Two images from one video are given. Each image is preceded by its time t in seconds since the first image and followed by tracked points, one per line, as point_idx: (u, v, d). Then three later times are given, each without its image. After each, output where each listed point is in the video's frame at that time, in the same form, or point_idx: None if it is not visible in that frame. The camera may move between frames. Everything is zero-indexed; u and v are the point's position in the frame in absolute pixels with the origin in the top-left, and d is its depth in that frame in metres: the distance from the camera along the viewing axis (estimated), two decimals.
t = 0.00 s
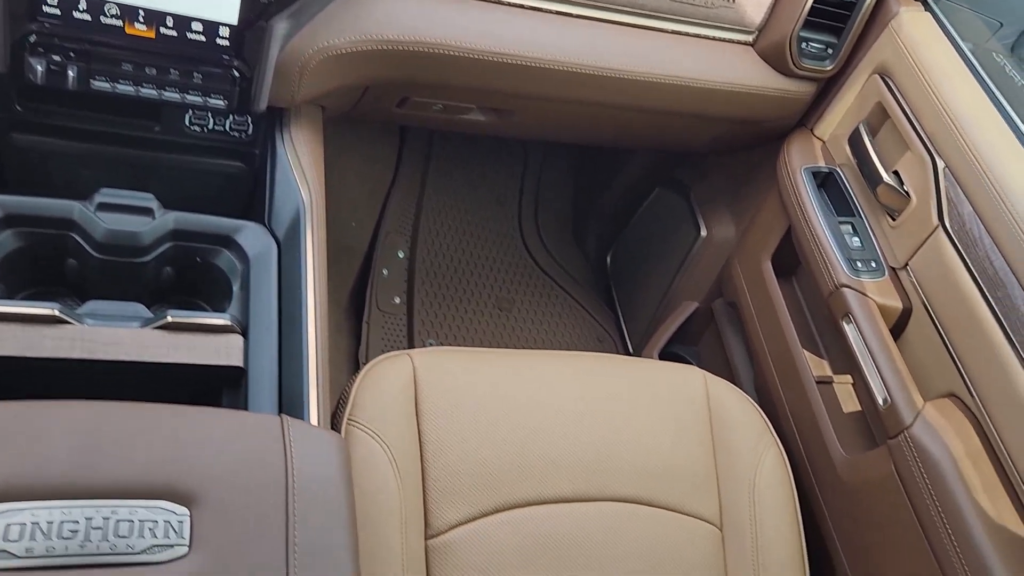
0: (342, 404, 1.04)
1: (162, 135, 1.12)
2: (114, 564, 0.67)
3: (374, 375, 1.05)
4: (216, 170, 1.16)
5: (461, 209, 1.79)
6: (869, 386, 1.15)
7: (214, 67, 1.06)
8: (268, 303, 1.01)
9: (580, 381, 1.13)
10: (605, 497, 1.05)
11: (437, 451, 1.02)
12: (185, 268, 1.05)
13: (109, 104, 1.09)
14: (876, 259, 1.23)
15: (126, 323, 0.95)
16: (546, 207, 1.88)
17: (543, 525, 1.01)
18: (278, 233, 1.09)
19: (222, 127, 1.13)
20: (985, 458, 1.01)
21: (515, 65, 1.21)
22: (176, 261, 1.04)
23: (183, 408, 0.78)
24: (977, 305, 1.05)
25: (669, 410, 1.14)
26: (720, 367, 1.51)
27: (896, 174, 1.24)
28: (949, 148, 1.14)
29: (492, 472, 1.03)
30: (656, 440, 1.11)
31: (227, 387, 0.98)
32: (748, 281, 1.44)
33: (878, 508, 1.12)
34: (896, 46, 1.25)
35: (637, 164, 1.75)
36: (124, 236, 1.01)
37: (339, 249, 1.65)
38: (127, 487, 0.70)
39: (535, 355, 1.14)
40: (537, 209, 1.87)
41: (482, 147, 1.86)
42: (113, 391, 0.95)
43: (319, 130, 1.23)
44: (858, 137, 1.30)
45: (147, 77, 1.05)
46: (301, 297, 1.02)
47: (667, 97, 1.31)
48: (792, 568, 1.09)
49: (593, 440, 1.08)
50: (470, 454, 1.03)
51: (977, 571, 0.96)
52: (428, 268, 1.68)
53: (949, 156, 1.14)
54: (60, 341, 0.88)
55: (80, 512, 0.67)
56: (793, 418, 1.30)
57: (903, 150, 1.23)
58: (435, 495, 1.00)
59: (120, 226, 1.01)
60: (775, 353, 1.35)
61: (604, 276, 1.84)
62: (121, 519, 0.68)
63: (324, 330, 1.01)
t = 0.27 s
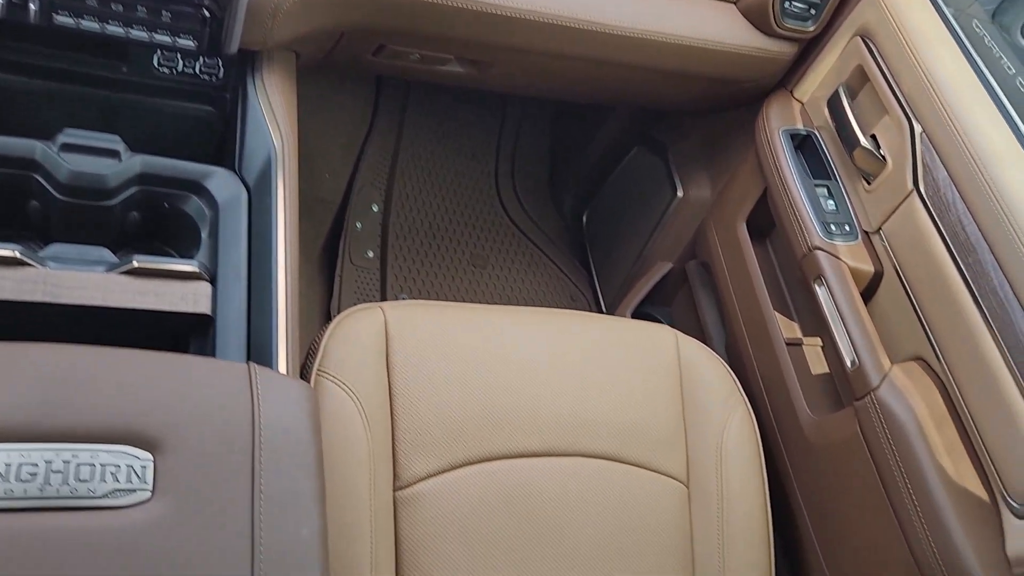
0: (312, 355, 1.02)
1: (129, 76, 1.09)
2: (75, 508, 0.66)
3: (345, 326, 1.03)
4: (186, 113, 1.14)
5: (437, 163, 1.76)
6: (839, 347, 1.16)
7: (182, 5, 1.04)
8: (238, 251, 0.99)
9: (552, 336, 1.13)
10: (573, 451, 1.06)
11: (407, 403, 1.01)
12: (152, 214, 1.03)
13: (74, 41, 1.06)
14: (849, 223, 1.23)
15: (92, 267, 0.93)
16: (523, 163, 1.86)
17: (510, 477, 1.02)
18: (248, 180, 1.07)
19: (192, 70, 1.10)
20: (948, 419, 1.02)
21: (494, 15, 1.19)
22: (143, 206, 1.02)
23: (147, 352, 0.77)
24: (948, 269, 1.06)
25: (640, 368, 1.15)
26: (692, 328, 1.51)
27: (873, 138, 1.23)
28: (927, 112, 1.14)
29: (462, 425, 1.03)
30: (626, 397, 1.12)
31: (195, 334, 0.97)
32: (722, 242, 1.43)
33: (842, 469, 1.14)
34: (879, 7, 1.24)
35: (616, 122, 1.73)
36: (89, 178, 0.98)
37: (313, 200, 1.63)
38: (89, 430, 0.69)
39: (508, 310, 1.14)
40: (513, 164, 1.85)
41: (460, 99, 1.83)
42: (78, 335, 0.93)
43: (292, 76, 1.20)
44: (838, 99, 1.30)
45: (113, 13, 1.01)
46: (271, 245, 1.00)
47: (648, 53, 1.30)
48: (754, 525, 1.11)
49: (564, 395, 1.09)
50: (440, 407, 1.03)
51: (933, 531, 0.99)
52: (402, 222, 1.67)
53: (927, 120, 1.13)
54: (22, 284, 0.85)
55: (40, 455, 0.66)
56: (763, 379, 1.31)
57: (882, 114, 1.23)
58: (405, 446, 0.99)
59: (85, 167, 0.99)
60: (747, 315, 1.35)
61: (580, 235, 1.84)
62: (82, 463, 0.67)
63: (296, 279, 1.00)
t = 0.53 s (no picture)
0: (285, 303, 1.01)
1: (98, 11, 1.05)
2: (40, 448, 0.65)
3: (320, 274, 1.02)
4: (157, 52, 1.11)
5: (416, 114, 1.74)
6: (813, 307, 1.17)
7: None
8: (211, 194, 0.97)
9: (529, 290, 1.12)
10: (546, 405, 1.06)
11: (382, 353, 1.01)
12: (122, 154, 1.01)
13: None
14: (829, 183, 1.23)
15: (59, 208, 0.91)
16: (504, 116, 1.83)
17: (484, 429, 1.02)
18: (221, 124, 1.04)
19: (163, 7, 1.08)
20: (918, 380, 1.04)
21: None
22: (113, 146, 0.99)
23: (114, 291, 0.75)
24: (924, 231, 1.06)
25: (615, 323, 1.15)
26: (669, 286, 1.52)
27: (855, 99, 1.23)
28: (910, 74, 1.12)
29: (436, 376, 1.02)
30: (601, 352, 1.12)
31: (165, 278, 0.96)
32: (702, 201, 1.42)
33: (812, 427, 1.15)
34: None
35: (597, 77, 1.71)
36: (56, 115, 0.96)
37: (288, 149, 1.60)
38: (55, 370, 0.67)
39: (484, 262, 1.13)
40: (494, 117, 1.83)
41: (440, 49, 1.79)
42: (46, 275, 0.92)
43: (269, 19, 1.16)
44: (822, 59, 1.29)
45: None
46: (245, 190, 0.98)
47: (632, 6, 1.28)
48: (723, 480, 1.13)
49: (539, 348, 1.08)
50: (414, 358, 1.02)
51: (899, 490, 1.00)
52: (379, 173, 1.64)
53: (909, 81, 1.12)
54: None
55: (4, 394, 0.64)
56: (737, 338, 1.31)
57: (865, 74, 1.22)
58: (378, 396, 0.99)
59: (52, 104, 0.96)
60: (723, 275, 1.35)
61: (558, 191, 1.84)
62: (48, 403, 0.66)
63: (268, 227, 0.99)
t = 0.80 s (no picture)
0: (262, 249, 1.00)
1: None
2: (10, 387, 0.64)
3: (296, 221, 1.00)
4: None
5: (398, 62, 1.71)
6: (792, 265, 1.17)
7: None
8: (184, 133, 0.95)
9: (509, 242, 1.12)
10: (523, 357, 1.07)
11: (359, 302, 1.00)
12: (94, 91, 0.98)
13: None
14: (812, 142, 1.23)
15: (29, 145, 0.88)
16: (487, 66, 1.80)
17: (461, 379, 1.02)
18: (198, 64, 0.99)
19: None
20: (892, 340, 1.05)
21: None
22: (84, 83, 0.96)
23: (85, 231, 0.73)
24: (904, 192, 1.06)
25: (594, 277, 1.15)
26: (648, 243, 1.51)
27: (841, 57, 1.21)
28: (897, 32, 1.10)
29: (414, 326, 1.02)
30: (579, 305, 1.12)
31: (139, 219, 0.94)
32: (685, 157, 1.41)
33: (785, 384, 1.16)
34: None
35: (582, 29, 1.69)
36: (24, 50, 0.92)
37: (265, 98, 1.59)
38: (25, 309, 0.66)
39: (463, 213, 1.12)
40: (478, 67, 1.80)
41: None
42: (17, 212, 0.90)
43: None
44: (811, 15, 1.27)
45: None
46: (220, 134, 0.96)
47: None
48: (695, 435, 1.14)
49: (518, 301, 1.08)
50: (392, 308, 1.01)
51: (868, 446, 1.02)
52: (359, 120, 1.62)
53: (896, 42, 1.10)
54: None
55: None
56: (715, 296, 1.32)
57: (852, 32, 1.19)
58: (354, 344, 0.99)
59: (19, 37, 0.92)
60: (705, 233, 1.34)
61: (540, 144, 1.82)
62: (18, 342, 0.64)
63: (244, 174, 0.97)
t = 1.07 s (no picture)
0: (239, 191, 0.98)
1: None
2: None
3: (274, 165, 0.98)
4: None
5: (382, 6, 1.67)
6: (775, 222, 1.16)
7: None
8: (160, 70, 0.92)
9: (490, 191, 1.10)
10: (503, 308, 1.06)
11: (337, 249, 0.98)
12: (64, 24, 0.95)
13: None
14: (800, 98, 1.21)
15: None
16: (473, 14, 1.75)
17: (440, 328, 1.02)
18: None
19: None
20: (870, 297, 1.06)
21: None
22: (54, 15, 0.93)
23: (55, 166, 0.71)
24: (889, 150, 1.06)
25: (576, 230, 1.14)
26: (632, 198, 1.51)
27: (833, 11, 1.19)
28: None
29: (393, 274, 1.00)
30: (560, 257, 1.11)
31: (112, 157, 0.92)
32: (672, 110, 1.39)
33: (763, 341, 1.17)
34: None
35: None
36: None
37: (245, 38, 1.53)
38: None
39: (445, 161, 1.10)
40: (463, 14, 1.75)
41: None
42: None
43: None
44: None
45: None
46: (197, 71, 0.92)
47: None
48: (673, 390, 1.14)
49: (499, 251, 1.07)
50: (371, 255, 1.00)
51: (843, 401, 1.02)
52: (341, 65, 1.58)
53: None
54: None
55: None
56: (697, 252, 1.31)
57: None
58: (332, 291, 0.97)
59: None
60: (689, 188, 1.33)
61: (525, 96, 1.80)
62: None
63: (221, 114, 0.95)
